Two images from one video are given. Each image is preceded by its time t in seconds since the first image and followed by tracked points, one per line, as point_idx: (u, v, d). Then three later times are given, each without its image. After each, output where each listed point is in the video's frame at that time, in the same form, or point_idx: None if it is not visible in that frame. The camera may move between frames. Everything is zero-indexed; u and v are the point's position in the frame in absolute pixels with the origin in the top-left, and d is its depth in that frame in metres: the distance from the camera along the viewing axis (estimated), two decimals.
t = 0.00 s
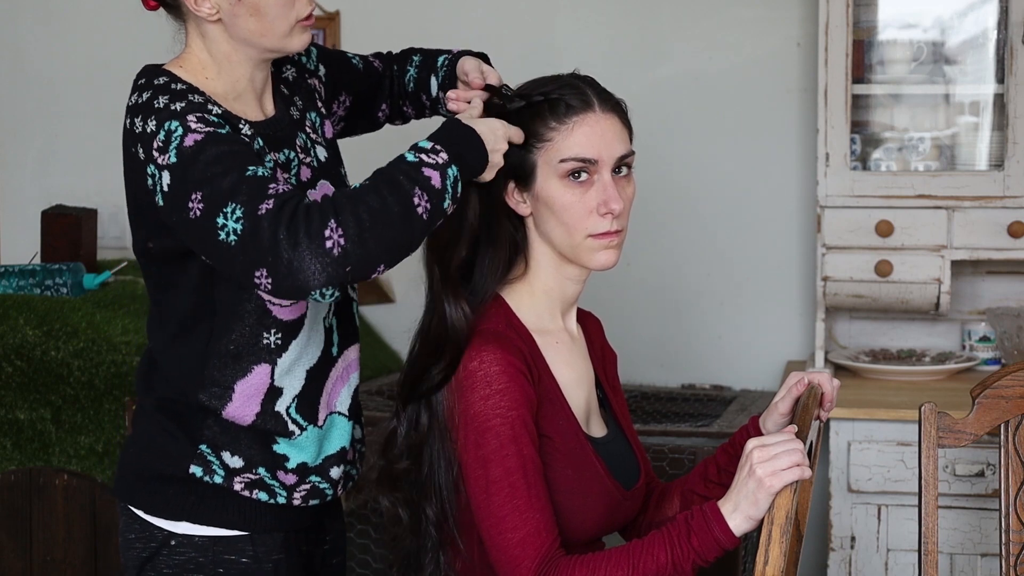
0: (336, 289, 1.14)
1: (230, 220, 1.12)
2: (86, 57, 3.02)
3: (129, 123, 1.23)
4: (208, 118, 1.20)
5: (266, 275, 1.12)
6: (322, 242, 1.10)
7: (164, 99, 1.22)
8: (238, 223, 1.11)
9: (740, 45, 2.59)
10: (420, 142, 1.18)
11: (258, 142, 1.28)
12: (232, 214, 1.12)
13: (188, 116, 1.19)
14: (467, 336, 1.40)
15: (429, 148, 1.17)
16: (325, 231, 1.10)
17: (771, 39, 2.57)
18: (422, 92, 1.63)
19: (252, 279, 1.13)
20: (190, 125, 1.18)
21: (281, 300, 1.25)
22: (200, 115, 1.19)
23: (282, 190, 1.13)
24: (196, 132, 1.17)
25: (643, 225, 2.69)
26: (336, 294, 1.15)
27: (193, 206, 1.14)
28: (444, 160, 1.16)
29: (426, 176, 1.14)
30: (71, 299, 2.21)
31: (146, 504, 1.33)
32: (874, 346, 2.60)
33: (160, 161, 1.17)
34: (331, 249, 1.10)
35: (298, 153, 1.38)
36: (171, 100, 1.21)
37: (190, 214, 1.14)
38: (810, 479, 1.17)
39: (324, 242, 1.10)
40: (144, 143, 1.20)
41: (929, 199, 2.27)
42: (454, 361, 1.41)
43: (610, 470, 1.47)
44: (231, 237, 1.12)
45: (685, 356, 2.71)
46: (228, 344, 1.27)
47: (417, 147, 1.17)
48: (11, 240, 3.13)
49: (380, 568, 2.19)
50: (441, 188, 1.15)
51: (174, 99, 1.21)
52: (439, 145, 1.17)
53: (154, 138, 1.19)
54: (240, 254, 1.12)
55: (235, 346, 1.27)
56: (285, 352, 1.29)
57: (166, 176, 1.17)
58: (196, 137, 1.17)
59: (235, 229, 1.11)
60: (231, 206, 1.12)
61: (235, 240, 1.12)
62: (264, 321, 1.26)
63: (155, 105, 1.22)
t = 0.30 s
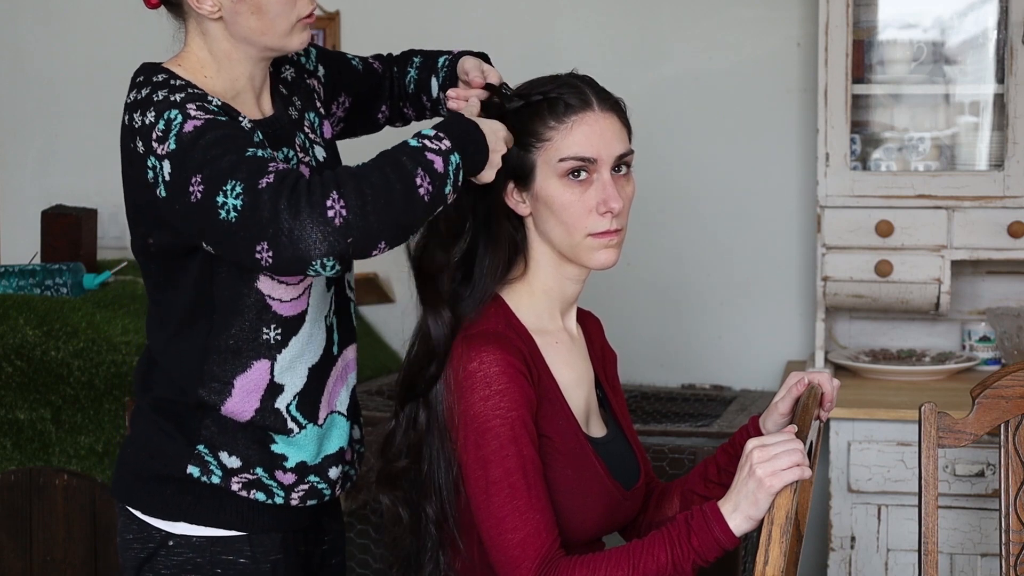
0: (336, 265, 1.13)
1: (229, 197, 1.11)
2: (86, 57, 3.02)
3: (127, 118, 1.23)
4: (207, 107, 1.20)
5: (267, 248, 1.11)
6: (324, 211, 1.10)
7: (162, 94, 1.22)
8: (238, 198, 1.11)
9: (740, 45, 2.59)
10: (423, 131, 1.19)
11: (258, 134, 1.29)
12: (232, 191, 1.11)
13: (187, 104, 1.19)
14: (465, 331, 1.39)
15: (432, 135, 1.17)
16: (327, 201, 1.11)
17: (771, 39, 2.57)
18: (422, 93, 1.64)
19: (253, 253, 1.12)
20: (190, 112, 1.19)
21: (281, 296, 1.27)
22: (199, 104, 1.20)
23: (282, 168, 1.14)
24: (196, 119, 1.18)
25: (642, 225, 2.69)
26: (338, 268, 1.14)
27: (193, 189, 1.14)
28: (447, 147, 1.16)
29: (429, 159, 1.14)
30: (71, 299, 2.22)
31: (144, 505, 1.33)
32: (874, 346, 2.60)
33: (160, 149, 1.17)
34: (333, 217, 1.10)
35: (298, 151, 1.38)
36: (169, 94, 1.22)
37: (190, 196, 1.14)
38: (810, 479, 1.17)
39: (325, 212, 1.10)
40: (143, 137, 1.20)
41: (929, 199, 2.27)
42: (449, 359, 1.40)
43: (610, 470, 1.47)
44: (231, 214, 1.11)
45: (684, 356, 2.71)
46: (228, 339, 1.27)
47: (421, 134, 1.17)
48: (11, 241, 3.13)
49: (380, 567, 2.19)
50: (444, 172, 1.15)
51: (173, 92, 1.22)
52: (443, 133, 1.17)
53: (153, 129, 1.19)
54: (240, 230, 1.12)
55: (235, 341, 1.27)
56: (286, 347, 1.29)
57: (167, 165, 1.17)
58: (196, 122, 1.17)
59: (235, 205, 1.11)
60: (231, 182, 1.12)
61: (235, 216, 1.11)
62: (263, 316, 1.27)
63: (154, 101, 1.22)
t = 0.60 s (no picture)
0: (322, 288, 1.12)
1: (216, 216, 1.12)
2: (86, 57, 3.02)
3: (127, 119, 1.24)
4: (203, 114, 1.20)
5: (251, 271, 1.12)
6: (303, 236, 1.09)
7: (160, 96, 1.22)
8: (224, 218, 1.11)
9: (740, 45, 2.59)
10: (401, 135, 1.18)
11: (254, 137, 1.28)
12: (218, 210, 1.11)
13: (183, 111, 1.20)
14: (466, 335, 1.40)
15: (410, 137, 1.17)
16: (306, 225, 1.09)
17: (771, 39, 2.57)
18: (425, 94, 1.64)
19: (239, 275, 1.13)
20: (185, 119, 1.19)
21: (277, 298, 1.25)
22: (195, 110, 1.20)
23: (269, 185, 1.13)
24: (190, 127, 1.18)
25: (642, 225, 2.69)
26: (323, 291, 1.13)
27: (183, 202, 1.15)
28: (425, 147, 1.16)
29: (407, 164, 1.14)
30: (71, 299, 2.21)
31: (141, 503, 1.33)
32: (874, 346, 2.60)
33: (154, 155, 1.18)
34: (312, 243, 1.09)
35: (301, 149, 1.38)
36: (167, 96, 1.22)
37: (179, 209, 1.15)
38: (810, 479, 1.17)
39: (305, 237, 1.09)
40: (139, 140, 1.21)
41: (929, 199, 2.27)
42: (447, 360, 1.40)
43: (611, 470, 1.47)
44: (218, 232, 1.12)
45: (684, 356, 2.71)
46: (224, 341, 1.27)
47: (399, 138, 1.17)
48: (11, 241, 3.12)
49: (380, 568, 2.19)
50: (423, 175, 1.14)
51: (171, 96, 1.22)
52: (420, 133, 1.17)
53: (149, 133, 1.20)
54: (226, 249, 1.12)
55: (231, 343, 1.27)
56: (282, 348, 1.29)
57: (158, 171, 1.18)
58: (189, 132, 1.17)
59: (221, 224, 1.11)
60: (217, 201, 1.12)
61: (222, 235, 1.12)
62: (260, 318, 1.26)
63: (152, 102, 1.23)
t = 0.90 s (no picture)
0: (353, 329, 1.16)
1: (241, 262, 1.13)
2: (86, 57, 3.02)
3: (128, 128, 1.24)
4: (208, 138, 1.19)
5: (282, 315, 1.15)
6: (334, 291, 1.12)
7: (162, 109, 1.21)
8: (252, 265, 1.13)
9: (740, 45, 2.59)
10: (415, 152, 1.19)
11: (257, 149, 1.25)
12: (244, 256, 1.13)
13: (188, 136, 1.18)
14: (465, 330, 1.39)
15: (424, 159, 1.17)
16: (337, 278, 1.12)
17: (771, 40, 2.57)
18: (428, 93, 1.63)
19: (269, 316, 1.16)
20: (191, 145, 1.18)
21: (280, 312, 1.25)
22: (200, 135, 1.18)
23: (293, 228, 1.14)
24: (198, 155, 1.17)
25: (642, 225, 2.69)
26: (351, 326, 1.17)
27: (200, 238, 1.15)
28: (441, 171, 1.17)
29: (425, 193, 1.16)
30: (71, 299, 2.21)
31: (136, 502, 1.33)
32: (874, 346, 2.60)
33: (162, 182, 1.18)
34: (344, 297, 1.12)
35: (304, 150, 1.37)
36: (168, 111, 1.21)
37: (197, 245, 1.16)
38: (810, 480, 1.17)
39: (336, 291, 1.12)
40: (145, 158, 1.20)
41: (929, 199, 2.27)
42: (450, 358, 1.40)
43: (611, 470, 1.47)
44: (244, 277, 1.14)
45: (683, 356, 2.71)
46: (220, 345, 1.27)
47: (412, 159, 1.17)
48: (11, 241, 3.12)
49: (381, 568, 2.19)
50: (441, 203, 1.16)
51: (172, 113, 1.21)
52: (434, 155, 1.18)
53: (156, 154, 1.19)
54: (253, 293, 1.14)
55: (227, 347, 1.27)
56: (277, 353, 1.29)
57: (168, 196, 1.18)
58: (200, 164, 1.16)
59: (248, 271, 1.13)
60: (243, 247, 1.13)
61: (249, 281, 1.14)
62: (257, 323, 1.27)
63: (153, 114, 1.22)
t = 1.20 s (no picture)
0: (333, 295, 1.12)
1: (227, 223, 1.12)
2: (86, 57, 3.02)
3: (134, 122, 1.24)
4: (211, 118, 1.20)
5: (262, 278, 1.12)
6: (315, 246, 1.09)
7: (168, 99, 1.22)
8: (236, 225, 1.11)
9: (740, 45, 2.59)
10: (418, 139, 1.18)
11: (262, 139, 1.28)
12: (230, 217, 1.11)
13: (190, 116, 1.19)
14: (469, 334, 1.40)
15: (426, 143, 1.17)
16: (318, 234, 1.09)
17: (771, 39, 2.57)
18: (430, 93, 1.64)
19: (250, 281, 1.13)
20: (193, 125, 1.18)
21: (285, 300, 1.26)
22: (202, 115, 1.19)
23: (280, 191, 1.13)
24: (198, 133, 1.17)
25: (643, 224, 2.69)
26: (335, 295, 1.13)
27: (193, 208, 1.15)
28: (441, 155, 1.16)
29: (422, 172, 1.14)
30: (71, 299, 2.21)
31: (142, 502, 1.33)
32: (874, 346, 2.60)
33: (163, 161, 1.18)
34: (323, 253, 1.09)
35: (308, 148, 1.37)
36: (175, 100, 1.22)
37: (190, 215, 1.15)
38: (810, 480, 1.17)
39: (316, 246, 1.09)
40: (149, 145, 1.21)
41: (929, 199, 2.27)
42: (450, 361, 1.40)
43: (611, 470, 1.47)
44: (228, 239, 1.12)
45: (684, 355, 2.71)
46: (229, 340, 1.27)
47: (415, 142, 1.16)
48: (11, 241, 3.12)
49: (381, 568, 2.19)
50: (437, 184, 1.14)
51: (178, 99, 1.22)
52: (436, 140, 1.17)
53: (158, 138, 1.19)
54: (237, 256, 1.12)
55: (236, 342, 1.27)
56: (286, 349, 1.29)
57: (169, 176, 1.17)
58: (198, 138, 1.17)
59: (233, 232, 1.11)
60: (229, 208, 1.12)
61: (233, 242, 1.12)
62: (265, 319, 1.27)
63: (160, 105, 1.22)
